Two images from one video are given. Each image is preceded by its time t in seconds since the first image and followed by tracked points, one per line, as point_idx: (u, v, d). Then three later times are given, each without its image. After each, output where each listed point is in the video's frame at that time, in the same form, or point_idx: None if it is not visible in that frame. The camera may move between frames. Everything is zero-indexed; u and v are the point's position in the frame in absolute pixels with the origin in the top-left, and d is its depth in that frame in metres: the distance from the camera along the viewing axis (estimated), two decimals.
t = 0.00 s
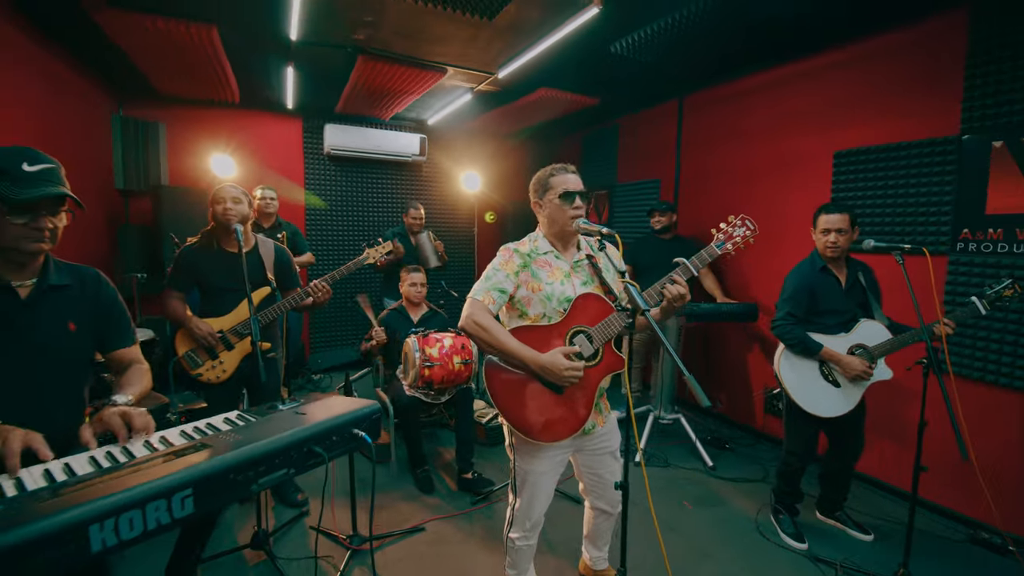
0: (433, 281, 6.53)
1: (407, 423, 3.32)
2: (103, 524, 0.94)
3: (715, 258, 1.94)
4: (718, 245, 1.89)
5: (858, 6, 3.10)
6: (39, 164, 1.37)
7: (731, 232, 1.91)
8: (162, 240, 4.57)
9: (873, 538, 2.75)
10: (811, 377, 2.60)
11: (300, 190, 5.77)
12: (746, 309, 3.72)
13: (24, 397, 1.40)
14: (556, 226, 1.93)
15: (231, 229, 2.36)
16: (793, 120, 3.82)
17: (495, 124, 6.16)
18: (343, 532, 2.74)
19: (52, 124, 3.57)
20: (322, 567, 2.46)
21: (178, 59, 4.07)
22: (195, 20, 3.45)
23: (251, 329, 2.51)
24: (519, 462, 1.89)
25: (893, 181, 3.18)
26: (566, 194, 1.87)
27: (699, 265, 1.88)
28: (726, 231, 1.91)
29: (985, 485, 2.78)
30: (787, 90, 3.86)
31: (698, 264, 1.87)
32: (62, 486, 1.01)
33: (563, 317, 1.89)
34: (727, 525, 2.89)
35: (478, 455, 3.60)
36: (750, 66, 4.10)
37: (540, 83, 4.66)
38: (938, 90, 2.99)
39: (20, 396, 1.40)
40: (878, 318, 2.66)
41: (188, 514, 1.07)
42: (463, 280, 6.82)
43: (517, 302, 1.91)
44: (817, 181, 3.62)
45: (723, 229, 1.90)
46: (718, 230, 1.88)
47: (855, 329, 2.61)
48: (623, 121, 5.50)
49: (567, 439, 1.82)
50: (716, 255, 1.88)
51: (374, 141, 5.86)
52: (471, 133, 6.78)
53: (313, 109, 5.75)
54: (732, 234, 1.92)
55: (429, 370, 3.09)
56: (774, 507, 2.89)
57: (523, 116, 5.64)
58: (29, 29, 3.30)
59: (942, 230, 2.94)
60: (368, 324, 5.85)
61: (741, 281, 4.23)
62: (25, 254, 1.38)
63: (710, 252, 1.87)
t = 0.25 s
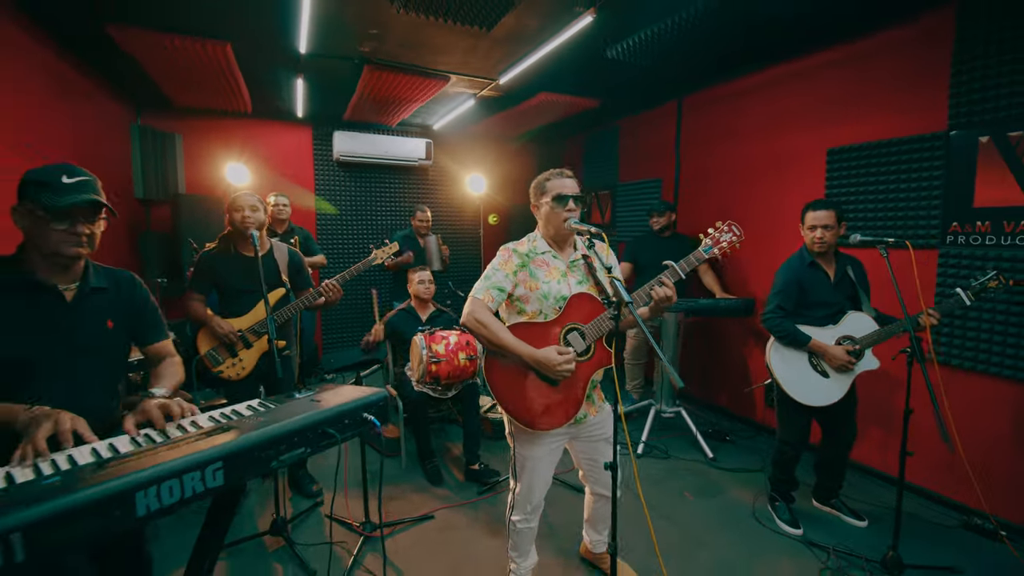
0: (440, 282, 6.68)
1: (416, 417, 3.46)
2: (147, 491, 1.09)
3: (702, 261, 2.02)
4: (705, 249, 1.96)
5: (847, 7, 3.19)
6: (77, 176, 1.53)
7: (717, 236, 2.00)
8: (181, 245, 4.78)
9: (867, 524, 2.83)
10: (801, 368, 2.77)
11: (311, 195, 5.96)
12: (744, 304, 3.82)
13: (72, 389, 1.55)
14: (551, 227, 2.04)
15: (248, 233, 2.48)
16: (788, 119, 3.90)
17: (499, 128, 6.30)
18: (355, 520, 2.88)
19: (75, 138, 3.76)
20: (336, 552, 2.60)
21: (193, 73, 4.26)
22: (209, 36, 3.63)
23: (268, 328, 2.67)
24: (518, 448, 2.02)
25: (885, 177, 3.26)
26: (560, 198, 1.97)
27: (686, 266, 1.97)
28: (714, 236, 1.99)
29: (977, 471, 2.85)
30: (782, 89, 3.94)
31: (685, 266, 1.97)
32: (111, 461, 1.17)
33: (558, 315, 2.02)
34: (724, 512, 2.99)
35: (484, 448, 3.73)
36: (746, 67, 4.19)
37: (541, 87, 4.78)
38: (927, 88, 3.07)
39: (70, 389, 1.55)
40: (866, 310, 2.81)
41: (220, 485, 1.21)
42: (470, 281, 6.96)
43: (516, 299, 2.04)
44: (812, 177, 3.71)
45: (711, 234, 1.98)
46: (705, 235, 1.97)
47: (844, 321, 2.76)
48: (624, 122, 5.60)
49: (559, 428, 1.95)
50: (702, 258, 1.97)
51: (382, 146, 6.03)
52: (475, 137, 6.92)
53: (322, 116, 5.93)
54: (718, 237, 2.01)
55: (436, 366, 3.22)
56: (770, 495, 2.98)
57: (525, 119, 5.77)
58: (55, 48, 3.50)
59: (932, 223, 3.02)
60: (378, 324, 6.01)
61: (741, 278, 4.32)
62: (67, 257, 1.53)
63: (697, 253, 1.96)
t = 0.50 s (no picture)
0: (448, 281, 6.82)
1: (426, 410, 3.60)
2: (189, 462, 1.22)
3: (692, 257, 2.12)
4: (694, 246, 2.08)
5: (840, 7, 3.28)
6: (100, 177, 1.66)
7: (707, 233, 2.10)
8: (199, 249, 4.96)
9: (865, 510, 2.90)
10: (797, 358, 2.85)
11: (322, 199, 6.13)
12: (744, 298, 3.91)
13: (117, 377, 1.72)
14: (548, 228, 2.15)
15: (267, 237, 2.62)
16: (786, 116, 3.99)
17: (504, 130, 6.42)
18: (370, 508, 3.02)
19: (99, 147, 3.96)
20: (353, 538, 2.74)
21: (208, 83, 4.44)
22: (225, 48, 3.80)
23: (286, 326, 2.82)
24: (521, 435, 2.14)
25: (879, 172, 3.34)
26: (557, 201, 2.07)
27: (678, 261, 2.07)
28: (701, 235, 2.10)
29: (973, 457, 2.92)
30: (780, 87, 4.03)
31: (677, 261, 2.07)
32: (156, 437, 1.31)
33: (556, 309, 2.14)
34: (725, 500, 3.08)
35: (492, 440, 3.85)
36: (744, 66, 4.28)
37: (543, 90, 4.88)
38: (919, 84, 3.14)
39: (112, 377, 1.71)
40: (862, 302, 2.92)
41: (249, 460, 1.34)
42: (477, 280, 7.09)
43: (515, 295, 2.16)
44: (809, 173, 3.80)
45: (698, 232, 2.10)
46: (694, 233, 2.08)
47: (839, 312, 2.85)
48: (627, 121, 5.69)
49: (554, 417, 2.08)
50: (691, 254, 2.08)
51: (390, 150, 6.18)
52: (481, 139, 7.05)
53: (332, 122, 6.10)
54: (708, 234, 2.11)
55: (445, 361, 3.35)
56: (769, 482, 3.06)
57: (529, 121, 5.88)
58: (80, 64, 3.70)
59: (926, 216, 3.09)
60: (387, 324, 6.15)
61: (743, 272, 4.41)
62: (100, 251, 1.67)
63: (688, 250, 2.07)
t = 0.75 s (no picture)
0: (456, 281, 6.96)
1: (436, 404, 3.74)
2: (223, 438, 1.35)
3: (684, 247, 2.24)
4: (685, 236, 2.18)
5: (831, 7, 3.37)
6: (132, 184, 1.80)
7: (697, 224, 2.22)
8: (215, 252, 5.14)
9: (862, 494, 2.98)
10: (793, 349, 2.94)
11: (332, 202, 6.31)
12: (744, 291, 4.01)
13: (151, 367, 1.88)
14: (546, 223, 2.26)
15: (283, 237, 2.75)
16: (782, 113, 4.08)
17: (508, 132, 6.55)
18: (384, 496, 3.16)
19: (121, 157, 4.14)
20: (369, 524, 2.88)
21: (222, 92, 4.61)
22: (238, 59, 3.97)
23: (301, 323, 2.96)
24: (524, 420, 2.27)
25: (874, 166, 3.43)
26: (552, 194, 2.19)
27: (670, 251, 2.18)
28: (692, 224, 2.22)
29: (969, 442, 3.00)
30: (776, 85, 4.12)
31: (669, 251, 2.18)
32: (193, 417, 1.43)
33: (556, 299, 2.26)
34: (725, 486, 3.19)
35: (500, 433, 3.98)
36: (741, 65, 4.37)
37: (545, 93, 5.00)
38: (910, 79, 3.23)
39: (148, 366, 1.87)
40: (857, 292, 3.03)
41: (275, 438, 1.46)
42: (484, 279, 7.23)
43: (517, 287, 2.29)
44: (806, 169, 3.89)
45: (689, 222, 2.21)
46: (684, 223, 2.20)
47: (832, 303, 2.94)
48: (628, 121, 5.80)
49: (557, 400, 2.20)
50: (682, 243, 2.20)
51: (397, 153, 6.33)
52: (485, 140, 7.19)
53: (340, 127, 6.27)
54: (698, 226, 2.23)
55: (454, 356, 3.47)
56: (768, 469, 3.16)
57: (532, 123, 6.01)
58: (102, 78, 3.88)
59: (919, 208, 3.18)
60: (397, 323, 6.30)
61: (743, 267, 4.51)
62: (134, 252, 1.81)
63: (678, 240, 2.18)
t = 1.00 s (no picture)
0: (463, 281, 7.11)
1: (445, 399, 3.89)
2: (253, 422, 1.49)
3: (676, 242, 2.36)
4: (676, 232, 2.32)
5: (820, 8, 3.48)
6: (164, 199, 1.94)
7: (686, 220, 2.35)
8: (230, 256, 5.32)
9: (857, 479, 3.08)
10: (787, 340, 3.05)
11: (341, 206, 6.49)
12: (743, 285, 4.11)
13: (181, 364, 2.04)
14: (547, 225, 2.41)
15: (296, 242, 2.90)
16: (777, 111, 4.17)
17: (510, 134, 6.70)
18: (397, 487, 3.31)
19: (139, 167, 4.33)
20: (383, 512, 3.03)
21: (233, 103, 4.79)
22: (249, 72, 4.14)
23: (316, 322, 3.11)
24: (529, 408, 2.41)
25: (866, 161, 3.53)
26: (552, 198, 2.33)
27: (662, 247, 2.30)
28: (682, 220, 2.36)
29: (963, 427, 3.08)
30: (771, 83, 4.21)
31: (662, 247, 2.30)
32: (225, 403, 1.58)
33: (555, 295, 2.39)
34: (725, 473, 3.30)
35: (507, 426, 4.12)
36: (737, 64, 4.47)
37: (545, 97, 5.13)
38: (900, 76, 3.32)
39: (178, 362, 2.03)
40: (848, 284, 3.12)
41: (298, 422, 1.60)
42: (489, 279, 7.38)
43: (519, 285, 2.43)
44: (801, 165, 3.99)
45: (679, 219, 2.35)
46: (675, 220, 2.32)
47: (825, 295, 3.04)
48: (628, 121, 5.92)
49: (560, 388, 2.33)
50: (674, 239, 2.31)
51: (403, 157, 6.49)
52: (489, 143, 7.33)
53: (348, 134, 6.44)
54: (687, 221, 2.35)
55: (461, 352, 3.61)
56: (767, 457, 3.26)
57: (534, 125, 6.15)
58: (120, 92, 4.06)
59: (910, 201, 3.28)
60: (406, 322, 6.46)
61: (743, 261, 4.61)
62: (164, 262, 1.97)
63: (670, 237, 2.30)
